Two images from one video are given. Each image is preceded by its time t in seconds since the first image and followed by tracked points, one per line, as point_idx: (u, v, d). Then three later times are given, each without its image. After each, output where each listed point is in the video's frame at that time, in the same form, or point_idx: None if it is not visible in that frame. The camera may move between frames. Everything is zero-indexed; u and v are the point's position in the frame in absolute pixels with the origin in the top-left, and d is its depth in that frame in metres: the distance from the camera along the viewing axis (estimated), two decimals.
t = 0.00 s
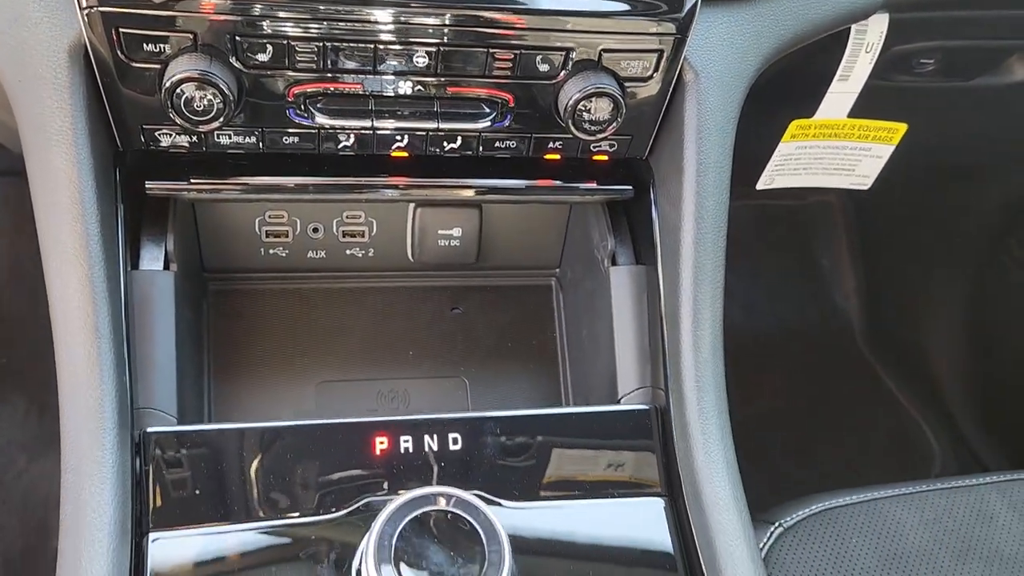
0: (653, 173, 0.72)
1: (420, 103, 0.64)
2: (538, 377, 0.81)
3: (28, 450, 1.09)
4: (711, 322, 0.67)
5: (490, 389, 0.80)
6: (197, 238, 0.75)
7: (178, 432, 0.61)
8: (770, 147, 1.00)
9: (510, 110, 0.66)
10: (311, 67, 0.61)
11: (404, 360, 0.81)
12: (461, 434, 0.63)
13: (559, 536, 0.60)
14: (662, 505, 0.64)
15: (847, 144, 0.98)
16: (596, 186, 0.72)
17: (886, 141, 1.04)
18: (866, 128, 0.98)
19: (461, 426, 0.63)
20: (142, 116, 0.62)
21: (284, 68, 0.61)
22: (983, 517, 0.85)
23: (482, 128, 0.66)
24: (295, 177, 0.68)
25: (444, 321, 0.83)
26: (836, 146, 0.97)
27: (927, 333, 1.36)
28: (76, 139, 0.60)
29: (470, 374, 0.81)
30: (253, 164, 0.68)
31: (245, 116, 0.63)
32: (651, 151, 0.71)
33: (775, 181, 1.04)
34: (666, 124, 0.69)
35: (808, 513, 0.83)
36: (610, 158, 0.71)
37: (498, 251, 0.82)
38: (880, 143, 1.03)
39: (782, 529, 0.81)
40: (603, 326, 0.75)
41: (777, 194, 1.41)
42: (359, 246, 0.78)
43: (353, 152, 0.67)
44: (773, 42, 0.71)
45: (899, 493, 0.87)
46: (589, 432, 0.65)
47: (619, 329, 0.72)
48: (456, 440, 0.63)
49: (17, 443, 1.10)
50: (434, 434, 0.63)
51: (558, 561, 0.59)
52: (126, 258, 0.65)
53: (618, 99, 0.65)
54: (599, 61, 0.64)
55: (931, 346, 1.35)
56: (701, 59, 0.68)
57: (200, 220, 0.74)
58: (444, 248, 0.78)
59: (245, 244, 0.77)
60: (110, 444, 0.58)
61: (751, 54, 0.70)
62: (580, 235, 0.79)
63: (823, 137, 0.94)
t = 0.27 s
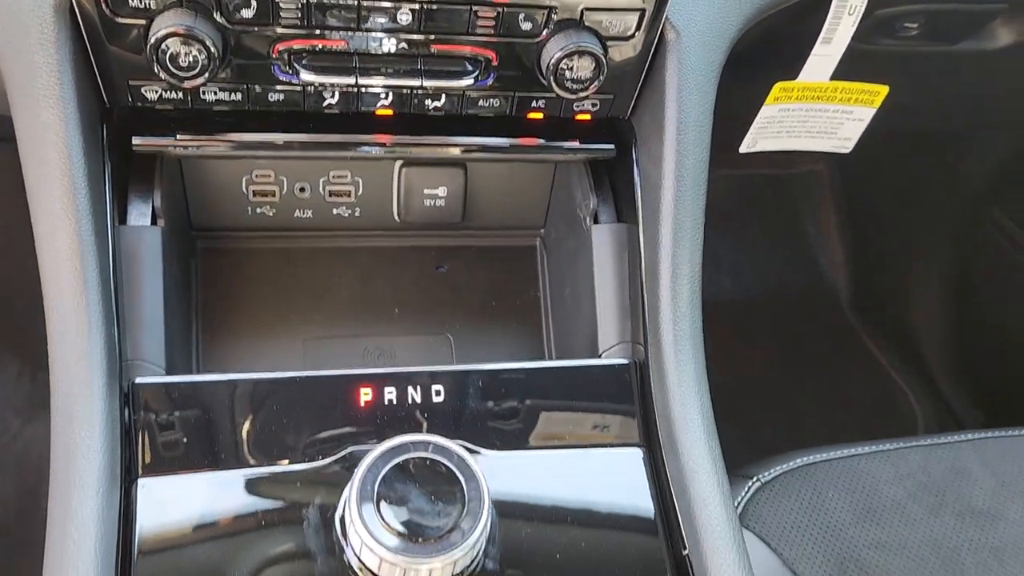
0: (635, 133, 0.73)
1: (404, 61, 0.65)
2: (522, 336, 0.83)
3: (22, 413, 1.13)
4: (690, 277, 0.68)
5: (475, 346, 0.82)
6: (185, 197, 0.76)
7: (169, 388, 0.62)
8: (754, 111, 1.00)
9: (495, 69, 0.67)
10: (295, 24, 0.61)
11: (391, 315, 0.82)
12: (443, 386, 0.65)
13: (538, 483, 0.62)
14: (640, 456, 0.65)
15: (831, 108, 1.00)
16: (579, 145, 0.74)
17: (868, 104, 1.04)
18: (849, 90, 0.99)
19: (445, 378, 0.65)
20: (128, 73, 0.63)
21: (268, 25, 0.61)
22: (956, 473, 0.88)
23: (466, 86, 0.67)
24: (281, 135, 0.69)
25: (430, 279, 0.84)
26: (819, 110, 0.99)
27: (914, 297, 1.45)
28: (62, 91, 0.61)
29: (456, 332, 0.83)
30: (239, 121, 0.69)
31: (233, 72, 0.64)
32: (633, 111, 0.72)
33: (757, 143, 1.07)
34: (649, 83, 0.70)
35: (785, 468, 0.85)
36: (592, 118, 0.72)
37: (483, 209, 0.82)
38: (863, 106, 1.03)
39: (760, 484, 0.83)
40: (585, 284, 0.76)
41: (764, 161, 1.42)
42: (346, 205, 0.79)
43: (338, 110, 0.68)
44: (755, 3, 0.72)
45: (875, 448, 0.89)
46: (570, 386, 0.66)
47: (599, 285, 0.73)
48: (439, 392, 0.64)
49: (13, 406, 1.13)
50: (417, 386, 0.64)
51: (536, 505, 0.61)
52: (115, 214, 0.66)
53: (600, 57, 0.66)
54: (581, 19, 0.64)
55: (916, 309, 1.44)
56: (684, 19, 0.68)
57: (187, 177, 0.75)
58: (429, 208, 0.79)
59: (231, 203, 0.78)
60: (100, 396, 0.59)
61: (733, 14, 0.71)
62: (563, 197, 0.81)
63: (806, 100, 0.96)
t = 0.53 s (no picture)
0: (620, 86, 0.73)
1: (389, 11, 0.65)
2: (508, 291, 0.84)
3: (12, 372, 1.14)
4: (672, 229, 0.69)
5: (461, 301, 0.83)
6: (171, 150, 0.76)
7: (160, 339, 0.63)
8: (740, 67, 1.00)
9: (479, 19, 0.66)
10: None
11: (378, 270, 0.82)
12: (427, 334, 0.65)
13: (521, 430, 0.63)
14: (621, 404, 0.66)
15: (817, 65, 1.00)
16: (564, 98, 0.74)
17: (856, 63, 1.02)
18: (834, 47, 0.98)
19: (429, 327, 0.66)
20: (111, 23, 0.63)
21: None
22: (936, 427, 0.89)
23: (449, 37, 0.67)
24: (266, 86, 0.69)
25: (417, 235, 0.84)
26: (805, 66, 1.00)
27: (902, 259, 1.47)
28: (45, 44, 0.60)
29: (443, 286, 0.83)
30: (224, 72, 0.69)
31: (217, 21, 0.63)
32: (618, 64, 0.72)
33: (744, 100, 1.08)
34: (633, 35, 0.70)
35: (768, 422, 0.86)
36: (577, 70, 0.72)
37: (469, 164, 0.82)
38: (847, 64, 1.01)
39: (742, 437, 0.85)
40: (569, 238, 0.76)
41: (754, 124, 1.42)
42: (332, 159, 0.79)
43: (323, 61, 0.68)
44: None
45: (856, 403, 0.91)
46: (556, 339, 0.67)
47: (583, 238, 0.74)
48: (423, 340, 0.65)
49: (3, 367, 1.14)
50: (401, 335, 0.65)
51: (523, 456, 0.62)
52: (100, 163, 0.66)
53: (583, 9, 0.66)
54: None
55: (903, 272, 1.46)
56: None
57: (172, 130, 0.74)
58: (415, 162, 0.79)
59: (217, 156, 0.77)
60: (87, 339, 0.59)
61: None
62: (549, 150, 0.81)
63: (792, 57, 0.96)
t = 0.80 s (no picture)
0: (611, 44, 0.75)
1: None
2: (502, 246, 0.85)
3: (16, 334, 1.16)
4: (660, 180, 0.71)
5: (456, 253, 0.84)
6: (169, 107, 0.77)
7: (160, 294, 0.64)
8: (730, 27, 1.02)
9: None
10: None
11: (375, 225, 0.84)
12: (421, 283, 0.67)
13: (513, 376, 0.65)
14: (609, 351, 0.68)
15: (809, 25, 0.99)
16: (555, 54, 0.75)
17: (848, 24, 1.02)
18: (826, 7, 0.97)
19: (422, 276, 0.67)
20: None
21: None
22: (918, 379, 0.92)
23: None
24: (263, 40, 0.70)
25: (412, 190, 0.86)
26: (797, 26, 0.99)
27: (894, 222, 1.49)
28: None
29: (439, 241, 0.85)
30: (223, 25, 0.70)
31: None
32: (609, 20, 0.73)
33: (736, 60, 1.06)
34: None
35: (755, 372, 0.89)
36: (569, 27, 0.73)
37: (464, 123, 0.84)
38: (839, 24, 1.01)
39: (729, 387, 0.87)
40: (561, 192, 0.78)
41: (747, 86, 1.43)
42: (328, 116, 0.80)
43: (319, 16, 0.69)
44: None
45: (841, 356, 0.93)
46: (547, 289, 0.69)
47: (574, 191, 0.76)
48: (418, 289, 0.67)
49: (6, 328, 1.16)
50: (396, 284, 0.67)
51: (518, 419, 0.63)
52: (100, 117, 0.68)
53: None
54: None
55: (894, 234, 1.48)
56: None
57: (172, 86, 0.76)
58: (410, 118, 0.80)
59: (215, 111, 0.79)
60: (89, 282, 0.61)
61: None
62: (541, 108, 0.82)
63: (782, 15, 0.96)
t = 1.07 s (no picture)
0: None
1: None
2: (498, 199, 0.86)
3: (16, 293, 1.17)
4: (654, 130, 0.71)
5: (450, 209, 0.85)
6: (166, 63, 0.77)
7: (160, 249, 0.64)
8: None
9: None
10: None
11: (371, 179, 0.86)
12: (416, 233, 0.68)
13: (507, 325, 0.66)
14: (603, 301, 0.69)
15: None
16: (550, 6, 0.75)
17: None
18: None
19: (417, 226, 0.68)
20: None
21: None
22: (909, 333, 0.93)
23: None
24: None
25: (407, 145, 0.86)
26: None
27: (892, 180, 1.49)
28: None
29: (435, 194, 0.86)
30: None
31: None
32: None
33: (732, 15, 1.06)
34: None
35: (748, 326, 0.90)
36: None
37: (458, 73, 0.83)
38: None
39: (722, 340, 0.88)
40: (553, 146, 0.79)
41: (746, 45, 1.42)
42: (324, 68, 0.80)
43: None
44: None
45: (834, 310, 0.94)
46: (542, 241, 0.69)
47: (569, 143, 0.76)
48: (413, 240, 0.67)
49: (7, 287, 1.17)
50: (391, 234, 0.67)
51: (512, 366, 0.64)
52: (97, 68, 0.68)
53: None
54: None
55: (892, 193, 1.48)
56: None
57: (167, 40, 0.76)
58: (406, 72, 0.80)
59: (210, 65, 0.79)
60: (87, 229, 0.62)
61: None
62: (539, 67, 0.81)
63: None
